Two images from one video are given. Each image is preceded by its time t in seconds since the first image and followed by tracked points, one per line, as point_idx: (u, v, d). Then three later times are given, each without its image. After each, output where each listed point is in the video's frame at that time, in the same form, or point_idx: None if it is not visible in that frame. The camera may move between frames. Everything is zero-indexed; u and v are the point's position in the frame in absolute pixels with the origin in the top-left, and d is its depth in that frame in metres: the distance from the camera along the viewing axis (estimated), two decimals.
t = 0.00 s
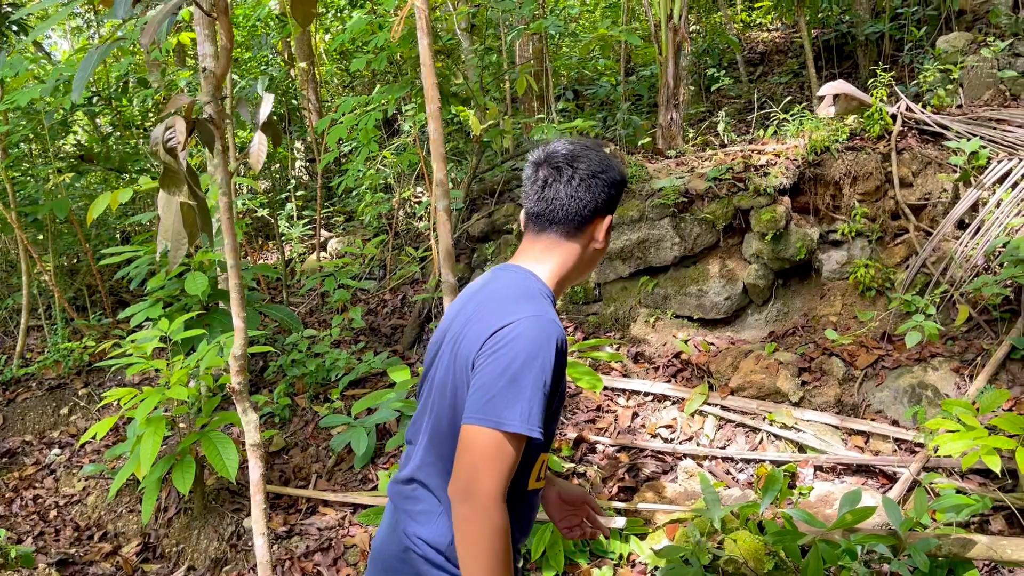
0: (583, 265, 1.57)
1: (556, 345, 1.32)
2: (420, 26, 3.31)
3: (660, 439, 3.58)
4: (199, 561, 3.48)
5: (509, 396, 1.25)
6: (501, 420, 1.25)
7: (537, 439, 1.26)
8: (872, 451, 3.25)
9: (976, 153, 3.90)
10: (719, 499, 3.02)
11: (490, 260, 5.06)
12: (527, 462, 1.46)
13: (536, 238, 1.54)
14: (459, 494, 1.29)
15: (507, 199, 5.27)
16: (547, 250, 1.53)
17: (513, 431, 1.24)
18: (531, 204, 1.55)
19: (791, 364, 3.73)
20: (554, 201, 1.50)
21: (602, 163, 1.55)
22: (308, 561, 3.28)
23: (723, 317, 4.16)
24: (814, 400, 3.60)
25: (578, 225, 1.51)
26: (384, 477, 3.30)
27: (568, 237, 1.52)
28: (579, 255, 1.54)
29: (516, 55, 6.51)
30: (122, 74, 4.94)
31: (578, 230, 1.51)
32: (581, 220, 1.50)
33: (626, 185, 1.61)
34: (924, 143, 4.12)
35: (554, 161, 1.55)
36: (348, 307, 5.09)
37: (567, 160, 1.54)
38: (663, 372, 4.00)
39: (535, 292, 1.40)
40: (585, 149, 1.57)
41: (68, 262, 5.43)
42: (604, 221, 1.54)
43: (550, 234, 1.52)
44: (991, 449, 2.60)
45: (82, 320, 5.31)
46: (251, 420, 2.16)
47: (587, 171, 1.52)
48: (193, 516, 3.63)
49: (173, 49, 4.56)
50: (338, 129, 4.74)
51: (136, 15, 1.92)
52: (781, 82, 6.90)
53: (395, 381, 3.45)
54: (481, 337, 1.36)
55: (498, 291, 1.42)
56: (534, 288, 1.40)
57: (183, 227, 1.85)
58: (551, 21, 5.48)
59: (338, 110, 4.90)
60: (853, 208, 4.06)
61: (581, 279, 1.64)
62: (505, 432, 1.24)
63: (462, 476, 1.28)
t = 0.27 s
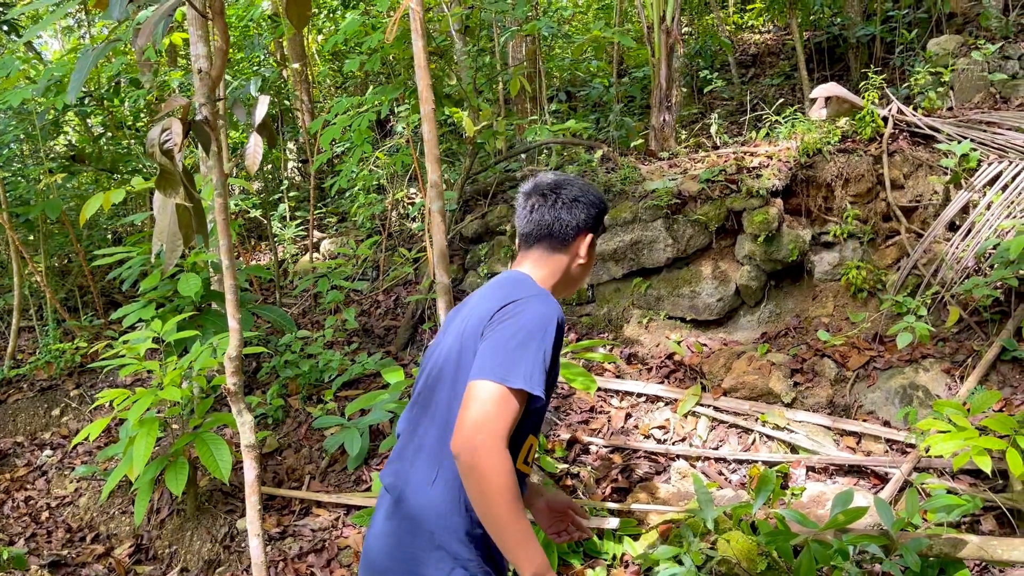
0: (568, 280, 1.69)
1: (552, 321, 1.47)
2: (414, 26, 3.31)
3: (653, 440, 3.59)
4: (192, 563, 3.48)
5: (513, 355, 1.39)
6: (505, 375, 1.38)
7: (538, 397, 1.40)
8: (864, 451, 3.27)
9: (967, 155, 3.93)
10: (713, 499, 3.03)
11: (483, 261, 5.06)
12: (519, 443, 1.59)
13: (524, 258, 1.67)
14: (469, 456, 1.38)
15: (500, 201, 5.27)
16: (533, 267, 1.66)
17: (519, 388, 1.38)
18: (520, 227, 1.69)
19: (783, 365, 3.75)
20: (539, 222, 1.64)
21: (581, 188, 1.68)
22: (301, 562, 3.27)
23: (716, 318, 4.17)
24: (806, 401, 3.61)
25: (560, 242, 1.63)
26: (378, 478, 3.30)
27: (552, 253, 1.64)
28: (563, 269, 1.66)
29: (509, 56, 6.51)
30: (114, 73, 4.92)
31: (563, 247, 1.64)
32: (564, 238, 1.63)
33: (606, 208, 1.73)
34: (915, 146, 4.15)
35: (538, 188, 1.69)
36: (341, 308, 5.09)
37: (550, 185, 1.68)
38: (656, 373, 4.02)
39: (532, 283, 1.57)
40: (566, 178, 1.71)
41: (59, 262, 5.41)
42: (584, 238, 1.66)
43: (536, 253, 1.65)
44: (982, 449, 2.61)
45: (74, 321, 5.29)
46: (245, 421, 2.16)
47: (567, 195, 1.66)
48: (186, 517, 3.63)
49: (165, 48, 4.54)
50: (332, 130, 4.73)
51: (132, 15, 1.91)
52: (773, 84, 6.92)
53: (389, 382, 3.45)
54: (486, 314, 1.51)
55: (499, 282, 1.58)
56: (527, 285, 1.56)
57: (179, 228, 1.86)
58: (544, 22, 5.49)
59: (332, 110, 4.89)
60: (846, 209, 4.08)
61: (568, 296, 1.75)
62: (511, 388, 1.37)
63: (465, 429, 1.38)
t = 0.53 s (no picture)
0: (570, 288, 1.80)
1: (551, 305, 1.61)
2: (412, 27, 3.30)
3: (650, 441, 3.59)
4: (189, 564, 3.47)
5: (512, 321, 1.53)
6: (502, 336, 1.51)
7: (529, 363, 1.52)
8: (860, 452, 3.28)
9: (963, 156, 3.94)
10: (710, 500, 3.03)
11: (480, 262, 5.06)
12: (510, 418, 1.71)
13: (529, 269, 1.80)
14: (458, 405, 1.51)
15: (497, 202, 5.27)
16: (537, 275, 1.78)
17: (511, 351, 1.51)
18: (526, 242, 1.82)
19: (780, 366, 3.75)
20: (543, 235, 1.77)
21: (582, 205, 1.82)
22: (298, 563, 3.27)
23: (713, 319, 4.18)
24: (803, 402, 3.62)
25: (562, 252, 1.76)
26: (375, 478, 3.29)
27: (555, 261, 1.76)
28: (565, 276, 1.77)
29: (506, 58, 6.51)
30: (111, 74, 4.91)
31: (564, 256, 1.76)
32: (566, 248, 1.76)
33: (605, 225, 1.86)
34: (912, 147, 4.17)
35: (543, 206, 1.83)
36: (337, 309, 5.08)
37: (553, 203, 1.81)
38: (652, 374, 4.02)
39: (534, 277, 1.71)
40: (569, 197, 1.85)
41: (56, 263, 5.40)
42: (585, 248, 1.78)
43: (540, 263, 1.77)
44: (979, 450, 2.61)
45: (70, 322, 5.27)
46: (242, 421, 2.15)
47: (569, 210, 1.79)
48: (183, 518, 3.62)
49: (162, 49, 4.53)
50: (329, 130, 4.72)
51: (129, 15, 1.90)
52: (770, 86, 6.93)
53: (386, 383, 3.44)
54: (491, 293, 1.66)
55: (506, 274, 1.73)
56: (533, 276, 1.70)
57: (176, 228, 1.86)
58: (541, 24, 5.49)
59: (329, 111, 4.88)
60: (842, 210, 4.09)
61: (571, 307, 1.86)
62: (504, 350, 1.51)
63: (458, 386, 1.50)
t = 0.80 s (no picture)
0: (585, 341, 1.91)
1: (570, 349, 1.75)
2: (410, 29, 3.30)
3: (649, 442, 3.59)
4: (188, 566, 3.46)
5: (538, 359, 1.67)
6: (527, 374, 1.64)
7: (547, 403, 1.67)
8: (860, 453, 3.27)
9: (962, 157, 3.94)
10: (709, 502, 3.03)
11: (479, 264, 5.06)
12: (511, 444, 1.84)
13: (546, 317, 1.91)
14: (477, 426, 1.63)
15: (496, 203, 5.26)
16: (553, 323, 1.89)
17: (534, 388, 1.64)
18: (546, 291, 1.93)
19: (779, 368, 3.75)
20: (561, 286, 1.88)
21: (601, 261, 1.92)
22: (297, 565, 3.26)
23: (712, 320, 4.18)
24: (802, 403, 3.62)
25: (577, 305, 1.87)
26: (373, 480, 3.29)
27: (570, 314, 1.87)
28: (579, 329, 1.89)
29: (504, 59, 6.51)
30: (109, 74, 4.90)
31: (581, 310, 1.87)
32: (583, 302, 1.86)
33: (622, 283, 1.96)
34: (911, 148, 4.17)
35: (564, 258, 1.94)
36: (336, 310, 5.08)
37: (574, 257, 1.92)
38: (652, 375, 4.02)
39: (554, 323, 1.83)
40: (590, 252, 1.96)
41: (54, 264, 5.39)
42: (601, 304, 1.89)
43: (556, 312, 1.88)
44: (979, 451, 2.61)
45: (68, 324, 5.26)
46: (242, 423, 2.15)
47: (589, 266, 1.90)
48: (181, 520, 3.61)
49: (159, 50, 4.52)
50: (327, 131, 4.71)
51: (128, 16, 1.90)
52: (769, 87, 6.93)
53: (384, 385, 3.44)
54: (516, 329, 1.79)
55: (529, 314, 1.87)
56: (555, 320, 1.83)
57: (175, 230, 1.85)
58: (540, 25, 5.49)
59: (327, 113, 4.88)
60: (841, 212, 4.09)
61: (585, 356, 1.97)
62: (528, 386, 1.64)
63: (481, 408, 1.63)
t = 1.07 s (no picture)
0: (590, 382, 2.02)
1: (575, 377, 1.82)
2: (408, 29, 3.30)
3: (648, 443, 3.59)
4: (187, 567, 3.46)
5: (542, 380, 1.74)
6: (529, 392, 1.71)
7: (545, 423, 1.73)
8: (858, 454, 3.27)
9: (961, 157, 3.94)
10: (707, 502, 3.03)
11: (478, 264, 5.06)
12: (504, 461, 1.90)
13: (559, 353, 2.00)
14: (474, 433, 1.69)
15: (494, 203, 5.26)
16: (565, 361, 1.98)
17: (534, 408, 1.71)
18: (561, 327, 2.01)
19: (778, 368, 3.75)
20: (578, 327, 1.97)
21: (618, 308, 2.02)
22: (296, 566, 3.26)
23: (711, 321, 4.18)
24: (801, 404, 3.62)
25: (591, 349, 1.96)
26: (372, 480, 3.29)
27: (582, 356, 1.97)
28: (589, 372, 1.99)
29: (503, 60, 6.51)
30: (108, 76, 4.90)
31: (593, 352, 1.97)
32: (597, 345, 1.96)
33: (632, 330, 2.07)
34: (909, 148, 4.17)
35: (583, 300, 2.03)
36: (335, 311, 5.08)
37: (593, 300, 2.02)
38: (650, 375, 4.02)
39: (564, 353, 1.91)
40: (606, 296, 2.06)
41: (53, 265, 5.39)
42: (612, 350, 2.00)
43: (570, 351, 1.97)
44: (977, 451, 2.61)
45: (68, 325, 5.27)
46: (239, 425, 2.16)
47: (607, 311, 2.00)
48: (180, 521, 3.61)
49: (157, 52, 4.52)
50: (326, 132, 4.71)
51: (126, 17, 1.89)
52: (768, 87, 6.93)
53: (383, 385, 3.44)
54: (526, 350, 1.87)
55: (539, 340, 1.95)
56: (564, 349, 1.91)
57: (173, 231, 1.85)
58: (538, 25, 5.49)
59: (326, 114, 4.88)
60: (840, 212, 4.09)
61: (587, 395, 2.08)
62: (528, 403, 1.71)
63: (481, 417, 1.70)
